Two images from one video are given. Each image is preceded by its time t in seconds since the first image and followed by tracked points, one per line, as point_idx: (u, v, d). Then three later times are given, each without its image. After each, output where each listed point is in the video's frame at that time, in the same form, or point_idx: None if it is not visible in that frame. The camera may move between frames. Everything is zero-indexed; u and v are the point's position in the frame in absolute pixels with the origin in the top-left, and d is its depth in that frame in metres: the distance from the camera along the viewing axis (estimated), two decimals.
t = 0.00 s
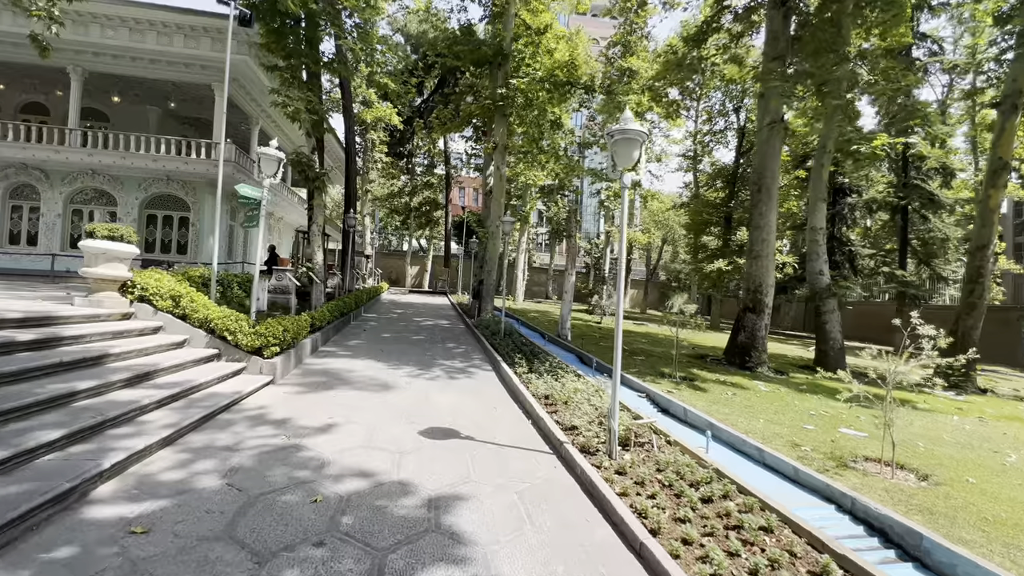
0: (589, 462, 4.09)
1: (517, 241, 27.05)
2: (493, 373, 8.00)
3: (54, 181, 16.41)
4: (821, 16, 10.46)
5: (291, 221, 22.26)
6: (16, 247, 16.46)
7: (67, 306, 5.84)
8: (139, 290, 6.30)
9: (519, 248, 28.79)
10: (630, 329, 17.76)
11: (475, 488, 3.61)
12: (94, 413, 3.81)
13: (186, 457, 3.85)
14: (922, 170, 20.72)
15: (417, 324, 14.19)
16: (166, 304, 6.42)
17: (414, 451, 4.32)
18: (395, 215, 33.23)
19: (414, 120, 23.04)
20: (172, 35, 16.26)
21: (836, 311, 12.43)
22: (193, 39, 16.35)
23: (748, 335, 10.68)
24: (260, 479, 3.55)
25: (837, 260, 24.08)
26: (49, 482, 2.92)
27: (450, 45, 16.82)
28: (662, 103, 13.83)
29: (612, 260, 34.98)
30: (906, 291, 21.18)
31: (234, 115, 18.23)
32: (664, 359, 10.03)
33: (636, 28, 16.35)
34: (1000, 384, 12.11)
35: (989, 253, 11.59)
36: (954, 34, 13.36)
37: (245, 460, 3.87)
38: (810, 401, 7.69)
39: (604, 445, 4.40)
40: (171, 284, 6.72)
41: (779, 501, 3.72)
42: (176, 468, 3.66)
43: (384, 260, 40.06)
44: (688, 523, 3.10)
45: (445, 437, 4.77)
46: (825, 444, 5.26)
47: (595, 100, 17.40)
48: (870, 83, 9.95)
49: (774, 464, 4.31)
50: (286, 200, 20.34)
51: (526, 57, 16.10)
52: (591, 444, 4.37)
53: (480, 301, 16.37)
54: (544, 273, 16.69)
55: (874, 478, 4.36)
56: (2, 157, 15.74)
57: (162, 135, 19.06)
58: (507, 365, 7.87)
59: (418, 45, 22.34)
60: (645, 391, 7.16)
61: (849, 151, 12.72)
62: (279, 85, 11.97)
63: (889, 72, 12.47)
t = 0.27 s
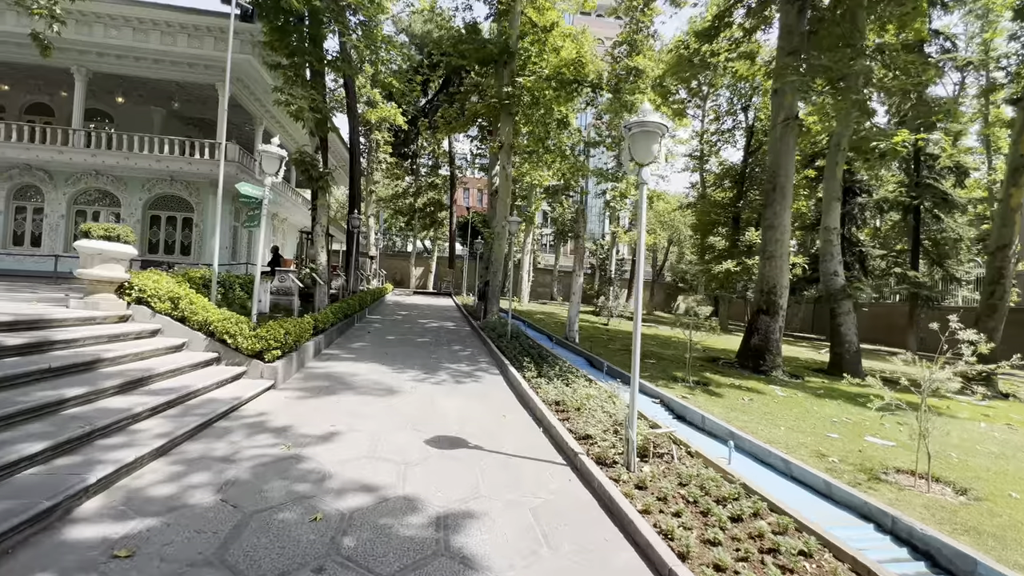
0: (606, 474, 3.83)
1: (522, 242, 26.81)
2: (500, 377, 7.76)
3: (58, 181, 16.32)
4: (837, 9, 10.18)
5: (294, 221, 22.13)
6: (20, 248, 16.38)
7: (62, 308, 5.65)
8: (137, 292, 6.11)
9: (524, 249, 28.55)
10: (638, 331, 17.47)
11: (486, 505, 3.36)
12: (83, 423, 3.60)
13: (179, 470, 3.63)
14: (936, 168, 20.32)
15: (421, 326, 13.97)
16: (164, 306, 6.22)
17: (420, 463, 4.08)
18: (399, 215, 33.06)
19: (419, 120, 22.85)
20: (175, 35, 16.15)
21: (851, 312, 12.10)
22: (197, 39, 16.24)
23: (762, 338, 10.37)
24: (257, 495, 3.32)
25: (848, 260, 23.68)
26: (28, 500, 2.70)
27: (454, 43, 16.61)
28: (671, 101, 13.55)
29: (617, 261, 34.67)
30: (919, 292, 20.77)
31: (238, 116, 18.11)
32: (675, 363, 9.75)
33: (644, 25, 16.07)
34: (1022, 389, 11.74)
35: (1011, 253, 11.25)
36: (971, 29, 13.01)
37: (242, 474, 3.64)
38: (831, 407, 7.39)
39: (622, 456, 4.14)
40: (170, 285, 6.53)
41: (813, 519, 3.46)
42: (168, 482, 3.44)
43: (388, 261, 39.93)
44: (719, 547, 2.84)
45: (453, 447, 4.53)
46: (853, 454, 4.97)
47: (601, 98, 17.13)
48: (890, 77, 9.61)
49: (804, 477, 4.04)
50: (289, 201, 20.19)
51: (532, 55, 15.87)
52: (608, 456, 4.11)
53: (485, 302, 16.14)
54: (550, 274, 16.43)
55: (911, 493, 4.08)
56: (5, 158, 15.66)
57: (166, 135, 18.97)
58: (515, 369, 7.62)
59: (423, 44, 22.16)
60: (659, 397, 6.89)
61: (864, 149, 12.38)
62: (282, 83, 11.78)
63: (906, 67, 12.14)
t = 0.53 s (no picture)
0: (629, 489, 3.56)
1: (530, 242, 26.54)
2: (510, 381, 7.49)
3: (67, 182, 16.32)
4: None
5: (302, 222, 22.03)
6: (29, 249, 16.39)
7: (60, 309, 5.48)
8: (137, 292, 5.93)
9: (532, 250, 28.29)
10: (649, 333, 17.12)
11: (501, 523, 3.10)
12: (72, 431, 3.39)
13: (173, 482, 3.42)
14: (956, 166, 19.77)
15: (429, 328, 13.73)
16: (165, 307, 6.03)
17: (429, 475, 3.82)
18: (407, 216, 32.92)
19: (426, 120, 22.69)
20: (183, 35, 16.09)
21: (873, 314, 11.69)
22: (204, 39, 16.17)
23: (781, 341, 10.01)
24: (254, 510, 3.09)
25: (864, 261, 23.15)
26: (5, 518, 2.49)
27: (462, 41, 16.39)
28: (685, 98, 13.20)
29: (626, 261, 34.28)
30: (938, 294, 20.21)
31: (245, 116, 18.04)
32: (691, 366, 9.42)
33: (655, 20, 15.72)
34: None
35: None
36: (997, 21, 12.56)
37: (239, 486, 3.41)
38: (858, 413, 7.04)
39: (644, 468, 3.87)
40: (171, 285, 6.34)
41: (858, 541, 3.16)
42: (161, 495, 3.22)
43: (395, 262, 39.84)
44: (760, 575, 2.56)
45: (463, 457, 4.28)
46: (890, 466, 4.65)
47: (612, 96, 16.81)
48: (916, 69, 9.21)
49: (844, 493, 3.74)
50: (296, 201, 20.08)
51: (541, 53, 15.59)
52: (630, 469, 3.84)
53: (494, 303, 15.88)
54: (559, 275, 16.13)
55: (961, 511, 3.75)
56: (15, 159, 15.67)
57: (174, 136, 18.94)
58: (526, 372, 7.35)
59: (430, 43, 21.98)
60: (679, 404, 6.59)
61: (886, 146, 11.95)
62: (288, 82, 11.62)
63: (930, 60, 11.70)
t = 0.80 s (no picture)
0: (657, 512, 3.30)
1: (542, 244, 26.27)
2: (525, 388, 7.24)
3: (83, 186, 16.48)
4: None
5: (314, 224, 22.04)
6: (46, 252, 16.58)
7: (66, 315, 5.37)
8: (144, 297, 5.81)
9: (544, 251, 28.05)
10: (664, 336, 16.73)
11: (519, 552, 2.85)
12: (66, 446, 3.22)
13: (171, 500, 3.22)
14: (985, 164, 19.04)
15: (440, 331, 13.54)
16: (172, 312, 5.90)
17: (441, 493, 3.59)
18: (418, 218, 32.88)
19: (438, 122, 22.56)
20: (196, 39, 16.13)
21: (901, 318, 11.19)
22: (217, 43, 16.19)
23: (805, 346, 9.59)
24: (255, 533, 2.88)
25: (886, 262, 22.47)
26: None
27: (474, 41, 16.22)
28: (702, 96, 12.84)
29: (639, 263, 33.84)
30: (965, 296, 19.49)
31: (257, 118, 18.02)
32: (712, 374, 9.05)
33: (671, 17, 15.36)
34: None
35: None
36: None
37: (240, 506, 3.21)
38: (892, 424, 6.65)
39: (672, 488, 3.59)
40: (178, 289, 6.20)
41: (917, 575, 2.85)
42: (157, 515, 3.02)
43: (407, 264, 39.89)
44: None
45: (477, 473, 4.04)
46: (938, 486, 4.30)
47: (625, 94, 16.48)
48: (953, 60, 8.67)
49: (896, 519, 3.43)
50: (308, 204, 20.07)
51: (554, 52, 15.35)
52: (657, 488, 3.57)
53: (506, 306, 15.63)
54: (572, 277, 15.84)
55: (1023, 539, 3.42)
56: (32, 163, 15.85)
57: (188, 140, 19.05)
58: (541, 379, 7.08)
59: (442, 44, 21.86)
60: (703, 414, 6.27)
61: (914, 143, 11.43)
62: (299, 83, 11.52)
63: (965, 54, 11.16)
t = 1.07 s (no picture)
0: (699, 533, 3.03)
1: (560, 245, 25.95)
2: (547, 393, 6.99)
3: (110, 190, 16.82)
4: None
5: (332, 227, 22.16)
6: (75, 254, 16.98)
7: (85, 317, 5.33)
8: (163, 298, 5.75)
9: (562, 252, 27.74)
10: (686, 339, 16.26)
11: None
12: (77, 453, 3.10)
13: (182, 511, 3.07)
14: None
15: (459, 333, 13.38)
16: (190, 314, 5.82)
17: (464, 508, 3.37)
18: (436, 220, 32.89)
19: (455, 123, 22.48)
20: (218, 43, 16.32)
21: (942, 321, 10.61)
22: (238, 47, 16.36)
23: (841, 350, 9.12)
24: (268, 550, 2.70)
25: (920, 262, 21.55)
26: None
27: (492, 41, 16.08)
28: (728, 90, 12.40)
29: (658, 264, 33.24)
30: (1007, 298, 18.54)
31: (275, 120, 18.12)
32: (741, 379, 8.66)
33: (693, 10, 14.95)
34: None
35: None
36: None
37: (253, 519, 3.04)
38: (943, 435, 6.20)
39: (714, 506, 3.31)
40: (196, 291, 6.13)
41: None
42: (167, 529, 2.86)
43: (424, 266, 39.99)
44: None
45: (502, 485, 3.81)
46: (1007, 507, 3.91)
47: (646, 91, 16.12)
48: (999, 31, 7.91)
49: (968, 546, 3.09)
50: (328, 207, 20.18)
51: (573, 49, 15.11)
52: (698, 506, 3.30)
53: (525, 308, 15.39)
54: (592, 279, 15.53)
55: None
56: (62, 168, 16.24)
57: (210, 144, 19.33)
58: (564, 384, 6.83)
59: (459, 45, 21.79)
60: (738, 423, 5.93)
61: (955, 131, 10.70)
62: (318, 84, 11.50)
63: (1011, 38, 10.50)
